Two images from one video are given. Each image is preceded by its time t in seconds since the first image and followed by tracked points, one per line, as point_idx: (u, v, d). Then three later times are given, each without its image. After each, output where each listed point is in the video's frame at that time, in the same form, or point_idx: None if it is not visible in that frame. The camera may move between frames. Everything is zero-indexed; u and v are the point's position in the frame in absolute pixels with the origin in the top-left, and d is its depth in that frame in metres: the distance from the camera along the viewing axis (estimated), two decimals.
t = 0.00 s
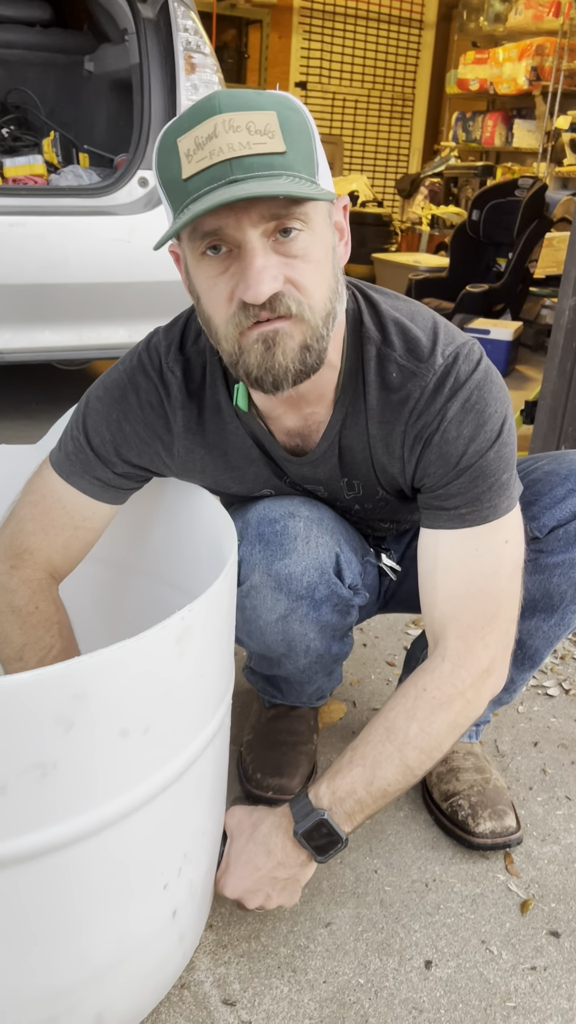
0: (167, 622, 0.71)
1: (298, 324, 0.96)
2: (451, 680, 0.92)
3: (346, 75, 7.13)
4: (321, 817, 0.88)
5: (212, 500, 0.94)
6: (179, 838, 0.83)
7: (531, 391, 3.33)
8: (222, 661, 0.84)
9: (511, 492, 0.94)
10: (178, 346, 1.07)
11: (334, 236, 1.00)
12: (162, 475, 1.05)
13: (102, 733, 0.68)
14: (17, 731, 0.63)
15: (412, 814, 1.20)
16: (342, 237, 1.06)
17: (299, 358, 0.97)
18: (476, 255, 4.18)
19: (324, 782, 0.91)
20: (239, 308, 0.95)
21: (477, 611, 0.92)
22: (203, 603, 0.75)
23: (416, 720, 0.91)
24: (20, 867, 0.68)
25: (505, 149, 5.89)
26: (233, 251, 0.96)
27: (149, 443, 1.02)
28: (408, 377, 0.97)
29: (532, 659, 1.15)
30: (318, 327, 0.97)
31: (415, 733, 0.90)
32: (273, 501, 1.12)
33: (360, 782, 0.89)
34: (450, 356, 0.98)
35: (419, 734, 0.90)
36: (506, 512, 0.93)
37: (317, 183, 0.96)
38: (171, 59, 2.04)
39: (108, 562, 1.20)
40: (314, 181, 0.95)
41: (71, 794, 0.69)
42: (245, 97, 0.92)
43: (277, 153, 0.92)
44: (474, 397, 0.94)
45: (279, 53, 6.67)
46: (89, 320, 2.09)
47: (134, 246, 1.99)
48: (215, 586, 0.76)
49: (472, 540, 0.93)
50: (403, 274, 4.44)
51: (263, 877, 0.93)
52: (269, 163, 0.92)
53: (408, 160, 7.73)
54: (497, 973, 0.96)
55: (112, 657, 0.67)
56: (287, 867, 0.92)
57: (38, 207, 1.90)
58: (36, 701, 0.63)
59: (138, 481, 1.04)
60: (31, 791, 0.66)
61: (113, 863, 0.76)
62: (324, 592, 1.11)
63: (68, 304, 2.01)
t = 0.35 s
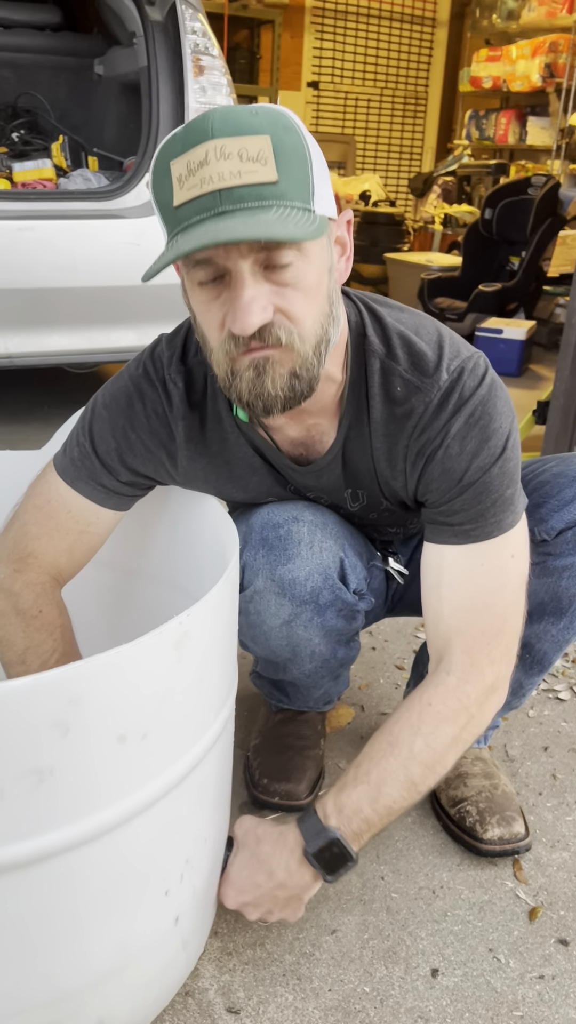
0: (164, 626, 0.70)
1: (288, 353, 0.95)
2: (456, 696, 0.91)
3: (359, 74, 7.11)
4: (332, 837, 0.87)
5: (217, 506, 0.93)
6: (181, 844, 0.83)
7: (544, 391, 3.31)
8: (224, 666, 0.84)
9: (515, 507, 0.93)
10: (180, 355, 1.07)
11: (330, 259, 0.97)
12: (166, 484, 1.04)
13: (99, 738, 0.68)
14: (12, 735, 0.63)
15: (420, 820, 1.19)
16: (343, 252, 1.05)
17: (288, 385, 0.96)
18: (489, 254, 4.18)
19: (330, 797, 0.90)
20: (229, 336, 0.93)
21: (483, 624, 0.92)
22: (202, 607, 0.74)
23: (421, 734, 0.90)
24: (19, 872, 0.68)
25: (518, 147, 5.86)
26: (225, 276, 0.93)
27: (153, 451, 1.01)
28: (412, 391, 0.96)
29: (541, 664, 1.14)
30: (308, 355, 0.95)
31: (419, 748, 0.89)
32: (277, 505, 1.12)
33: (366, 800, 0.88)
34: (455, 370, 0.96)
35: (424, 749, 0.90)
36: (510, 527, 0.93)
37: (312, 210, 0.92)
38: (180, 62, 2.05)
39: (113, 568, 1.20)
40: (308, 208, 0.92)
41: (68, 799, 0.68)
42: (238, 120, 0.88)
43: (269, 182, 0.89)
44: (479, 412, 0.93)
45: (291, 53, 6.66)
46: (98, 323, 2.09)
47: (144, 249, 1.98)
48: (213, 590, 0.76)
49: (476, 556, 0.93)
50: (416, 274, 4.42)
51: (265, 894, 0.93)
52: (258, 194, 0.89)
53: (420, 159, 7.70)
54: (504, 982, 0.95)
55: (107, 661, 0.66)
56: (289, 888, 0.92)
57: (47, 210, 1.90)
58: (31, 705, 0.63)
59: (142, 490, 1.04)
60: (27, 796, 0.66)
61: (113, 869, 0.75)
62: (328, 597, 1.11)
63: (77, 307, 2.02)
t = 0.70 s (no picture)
0: (144, 657, 0.69)
1: (232, 441, 0.89)
2: (442, 730, 0.91)
3: (360, 81, 7.11)
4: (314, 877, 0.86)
5: (205, 528, 0.92)
6: (165, 874, 0.81)
7: (543, 400, 3.30)
8: (208, 695, 0.83)
9: (502, 536, 0.93)
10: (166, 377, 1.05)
11: (271, 336, 0.86)
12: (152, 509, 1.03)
13: (78, 772, 0.67)
14: None
15: (413, 842, 1.18)
16: (303, 306, 0.91)
17: (237, 464, 0.92)
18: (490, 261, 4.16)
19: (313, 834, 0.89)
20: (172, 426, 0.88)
21: (468, 657, 0.91)
22: (183, 637, 0.73)
23: (407, 771, 0.89)
24: None
25: (519, 154, 5.85)
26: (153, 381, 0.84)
27: (140, 476, 1.01)
28: (397, 421, 0.95)
29: (533, 687, 1.13)
30: (253, 438, 0.90)
31: (406, 785, 0.88)
32: (265, 526, 1.11)
33: (350, 838, 0.87)
34: (440, 399, 0.95)
35: (410, 786, 0.89)
36: (496, 556, 0.92)
37: (230, 330, 0.81)
38: (175, 73, 2.05)
39: (103, 589, 1.19)
40: (226, 331, 0.81)
41: (47, 834, 0.67)
42: (139, 248, 0.78)
43: (174, 321, 0.79)
44: (463, 441, 0.92)
45: (292, 61, 6.67)
46: (94, 336, 2.08)
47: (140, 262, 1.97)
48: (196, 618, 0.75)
49: (462, 586, 0.92)
50: (416, 281, 4.41)
51: (245, 933, 0.92)
52: (164, 333, 0.80)
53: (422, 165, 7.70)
54: (495, 1011, 0.94)
55: (86, 696, 0.65)
56: (269, 926, 0.90)
57: (43, 223, 1.89)
58: (8, 742, 0.62)
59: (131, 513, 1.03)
60: (5, 832, 0.65)
61: (94, 902, 0.74)
62: (316, 619, 1.10)
63: (73, 320, 2.01)
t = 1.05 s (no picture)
0: (126, 668, 0.70)
1: (197, 461, 0.90)
2: (434, 728, 0.91)
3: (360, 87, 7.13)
4: (294, 855, 0.88)
5: (185, 538, 0.93)
6: (148, 882, 0.82)
7: (539, 405, 3.31)
8: (191, 705, 0.83)
9: (486, 538, 0.93)
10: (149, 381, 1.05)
11: (227, 355, 0.86)
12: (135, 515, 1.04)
13: (59, 783, 0.67)
14: None
15: (399, 848, 1.18)
16: (262, 325, 0.91)
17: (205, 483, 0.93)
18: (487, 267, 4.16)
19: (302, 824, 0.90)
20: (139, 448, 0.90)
21: (455, 656, 0.91)
22: (166, 647, 0.74)
23: (399, 766, 0.89)
24: None
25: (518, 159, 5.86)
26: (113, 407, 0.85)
27: (121, 483, 1.01)
28: (374, 430, 0.96)
29: (518, 696, 1.13)
30: (218, 458, 0.90)
31: (397, 779, 0.88)
32: (247, 539, 1.11)
33: (338, 826, 0.88)
34: (415, 406, 0.96)
35: (401, 781, 0.89)
36: (482, 558, 0.92)
37: (179, 352, 0.81)
38: (170, 80, 2.05)
39: (89, 594, 1.20)
40: (175, 353, 0.81)
41: (28, 844, 0.68)
42: (84, 275, 0.78)
43: (121, 346, 0.79)
44: (441, 447, 0.93)
45: (292, 67, 6.69)
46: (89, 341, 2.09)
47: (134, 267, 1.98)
48: (178, 628, 0.75)
49: (446, 588, 0.92)
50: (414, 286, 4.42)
51: (235, 918, 0.92)
52: (114, 358, 0.80)
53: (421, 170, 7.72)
54: (477, 1018, 0.94)
55: (66, 707, 0.65)
56: (259, 909, 0.91)
57: (37, 229, 1.90)
58: None
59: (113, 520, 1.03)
60: None
61: (75, 911, 0.74)
62: (300, 633, 1.10)
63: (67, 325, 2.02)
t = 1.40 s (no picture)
0: (129, 659, 0.71)
1: (204, 443, 0.91)
2: (426, 712, 0.92)
3: (362, 91, 7.15)
4: (290, 835, 0.89)
5: (188, 534, 0.94)
6: (149, 873, 0.83)
7: (539, 408, 3.32)
8: (193, 698, 0.84)
9: (484, 526, 0.94)
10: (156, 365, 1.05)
11: (236, 337, 0.87)
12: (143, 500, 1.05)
13: (61, 772, 0.68)
14: None
15: (397, 842, 1.19)
16: (269, 309, 0.92)
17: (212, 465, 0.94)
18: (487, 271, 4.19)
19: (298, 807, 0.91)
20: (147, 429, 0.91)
21: (452, 644, 0.93)
22: (168, 638, 0.75)
23: (391, 750, 0.90)
24: None
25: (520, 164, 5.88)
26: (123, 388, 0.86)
27: (130, 468, 1.02)
28: (376, 419, 0.97)
29: (516, 693, 1.15)
30: (225, 440, 0.91)
31: (389, 763, 0.89)
32: (250, 534, 1.13)
33: (332, 808, 0.89)
34: (417, 395, 0.97)
35: (393, 765, 0.90)
36: (480, 545, 0.94)
37: (189, 333, 0.81)
38: (173, 83, 2.07)
39: (96, 584, 1.20)
40: (184, 333, 0.81)
41: (29, 833, 0.69)
42: (96, 257, 0.79)
43: (131, 327, 0.80)
44: (441, 436, 0.94)
45: (295, 70, 6.72)
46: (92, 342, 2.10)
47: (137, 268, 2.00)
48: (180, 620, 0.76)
49: (443, 574, 0.93)
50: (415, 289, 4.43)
51: (234, 899, 0.93)
52: (124, 339, 0.81)
53: (423, 174, 7.74)
54: (474, 1010, 0.95)
55: (70, 697, 0.67)
56: (257, 891, 0.92)
57: (41, 230, 1.92)
58: None
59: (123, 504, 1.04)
60: None
61: (78, 899, 0.75)
62: (300, 627, 1.11)
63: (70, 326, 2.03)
